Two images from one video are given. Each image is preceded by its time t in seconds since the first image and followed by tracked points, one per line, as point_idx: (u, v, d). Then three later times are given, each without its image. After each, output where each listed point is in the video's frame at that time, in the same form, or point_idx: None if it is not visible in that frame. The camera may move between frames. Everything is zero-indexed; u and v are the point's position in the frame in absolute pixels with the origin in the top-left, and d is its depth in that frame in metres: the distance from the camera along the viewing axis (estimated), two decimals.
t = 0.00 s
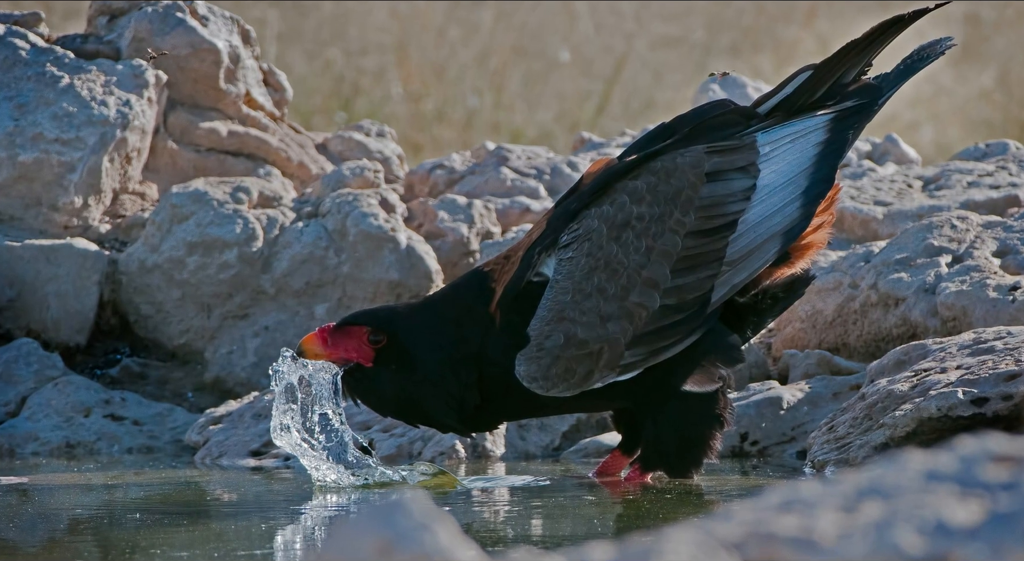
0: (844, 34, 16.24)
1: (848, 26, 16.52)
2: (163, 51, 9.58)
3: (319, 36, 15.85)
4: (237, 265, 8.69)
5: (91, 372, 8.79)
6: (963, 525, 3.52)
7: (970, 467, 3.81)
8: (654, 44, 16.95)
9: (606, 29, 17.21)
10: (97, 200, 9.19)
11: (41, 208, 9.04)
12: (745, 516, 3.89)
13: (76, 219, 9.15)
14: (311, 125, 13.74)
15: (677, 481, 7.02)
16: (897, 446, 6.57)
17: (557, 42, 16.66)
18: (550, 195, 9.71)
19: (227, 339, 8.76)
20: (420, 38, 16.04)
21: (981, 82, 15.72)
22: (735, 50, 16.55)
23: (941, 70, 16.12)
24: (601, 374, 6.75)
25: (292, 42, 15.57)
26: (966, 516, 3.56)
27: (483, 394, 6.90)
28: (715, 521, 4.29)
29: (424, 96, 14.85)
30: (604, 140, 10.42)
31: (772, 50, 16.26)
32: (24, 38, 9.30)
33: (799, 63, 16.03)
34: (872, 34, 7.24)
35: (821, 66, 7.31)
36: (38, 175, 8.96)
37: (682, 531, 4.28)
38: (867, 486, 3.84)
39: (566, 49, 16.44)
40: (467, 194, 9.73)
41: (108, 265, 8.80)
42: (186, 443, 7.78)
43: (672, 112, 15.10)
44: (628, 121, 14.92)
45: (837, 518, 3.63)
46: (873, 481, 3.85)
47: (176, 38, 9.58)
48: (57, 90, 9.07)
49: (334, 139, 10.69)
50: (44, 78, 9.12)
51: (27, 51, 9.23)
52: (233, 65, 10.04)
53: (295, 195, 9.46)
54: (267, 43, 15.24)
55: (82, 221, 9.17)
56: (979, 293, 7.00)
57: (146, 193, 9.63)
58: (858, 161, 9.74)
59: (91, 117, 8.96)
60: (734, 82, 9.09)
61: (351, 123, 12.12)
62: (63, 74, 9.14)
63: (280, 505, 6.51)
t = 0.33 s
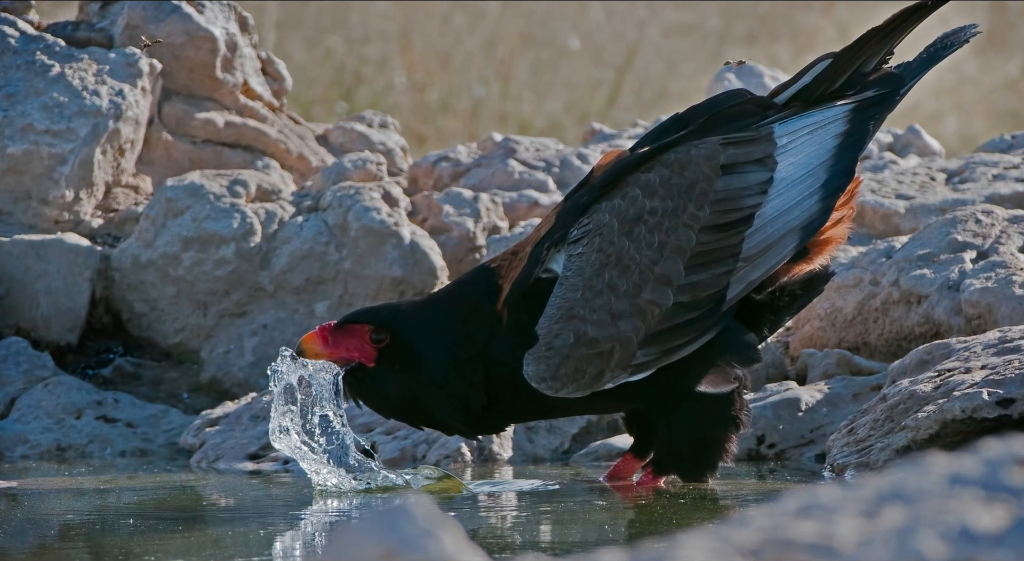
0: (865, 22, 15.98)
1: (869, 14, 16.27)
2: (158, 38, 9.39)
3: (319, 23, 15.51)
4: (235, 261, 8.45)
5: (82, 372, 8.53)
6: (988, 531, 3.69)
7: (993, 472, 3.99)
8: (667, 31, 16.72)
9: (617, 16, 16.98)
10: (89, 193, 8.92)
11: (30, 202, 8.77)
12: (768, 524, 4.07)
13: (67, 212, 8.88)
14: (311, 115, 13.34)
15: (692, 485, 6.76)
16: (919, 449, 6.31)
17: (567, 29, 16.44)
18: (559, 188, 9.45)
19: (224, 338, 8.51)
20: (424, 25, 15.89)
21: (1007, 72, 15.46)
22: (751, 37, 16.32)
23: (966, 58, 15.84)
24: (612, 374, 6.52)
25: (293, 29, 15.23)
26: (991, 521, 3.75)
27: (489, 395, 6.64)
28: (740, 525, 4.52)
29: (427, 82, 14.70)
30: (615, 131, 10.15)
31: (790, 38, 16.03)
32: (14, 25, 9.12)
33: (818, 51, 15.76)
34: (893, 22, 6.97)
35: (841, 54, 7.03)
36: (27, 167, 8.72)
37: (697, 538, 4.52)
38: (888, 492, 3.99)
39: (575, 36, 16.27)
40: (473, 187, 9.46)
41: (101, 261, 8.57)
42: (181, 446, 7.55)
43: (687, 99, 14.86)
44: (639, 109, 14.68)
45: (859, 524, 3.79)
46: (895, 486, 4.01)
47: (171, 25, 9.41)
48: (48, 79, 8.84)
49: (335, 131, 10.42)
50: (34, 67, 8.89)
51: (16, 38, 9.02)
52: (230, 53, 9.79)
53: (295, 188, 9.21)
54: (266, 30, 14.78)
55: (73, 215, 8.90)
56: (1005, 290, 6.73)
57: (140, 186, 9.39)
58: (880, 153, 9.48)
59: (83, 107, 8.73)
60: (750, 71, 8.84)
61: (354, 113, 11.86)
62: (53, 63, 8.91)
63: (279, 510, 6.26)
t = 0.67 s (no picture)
0: (885, 11, 15.69)
1: (890, 3, 15.99)
2: (152, 25, 9.16)
3: (320, 11, 15.27)
4: (232, 257, 8.20)
5: (73, 372, 8.28)
6: (1013, 538, 3.79)
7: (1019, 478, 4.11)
8: (682, 19, 16.48)
9: (629, 4, 16.74)
10: (81, 185, 8.69)
11: (19, 195, 8.52)
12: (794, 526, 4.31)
13: (58, 206, 8.64)
14: (311, 105, 13.10)
15: (707, 490, 6.51)
16: (943, 452, 6.04)
17: (577, 16, 16.26)
18: (569, 180, 9.19)
19: (221, 337, 8.27)
20: (428, 12, 15.59)
21: None
22: (769, 24, 16.05)
23: (991, 46, 15.59)
24: (624, 374, 6.27)
25: (292, 17, 14.99)
26: (1017, 527, 3.84)
27: (496, 396, 6.39)
28: (755, 534, 4.64)
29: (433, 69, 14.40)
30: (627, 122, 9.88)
31: (810, 26, 15.74)
32: (2, 11, 8.83)
33: (838, 39, 15.45)
34: (917, 8, 6.67)
35: (863, 42, 6.76)
36: (16, 159, 8.46)
37: (712, 547, 4.57)
38: (912, 496, 4.13)
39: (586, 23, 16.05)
40: (480, 180, 9.20)
41: (92, 257, 8.33)
42: (177, 449, 7.32)
43: (701, 90, 14.47)
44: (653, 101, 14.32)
45: (880, 531, 3.92)
46: (918, 492, 4.13)
47: (165, 12, 9.19)
48: (37, 67, 8.58)
49: (336, 121, 10.14)
50: (23, 55, 8.63)
51: (5, 26, 8.75)
52: (227, 41, 9.56)
53: (295, 181, 8.95)
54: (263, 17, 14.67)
55: (64, 208, 8.66)
56: None
57: (133, 178, 9.15)
58: (903, 144, 9.21)
59: (74, 97, 8.49)
60: (767, 59, 8.58)
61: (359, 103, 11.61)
62: (43, 51, 8.66)
63: (277, 516, 6.01)
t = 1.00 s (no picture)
0: None
1: None
2: (146, 11, 8.94)
3: None
4: (229, 252, 7.96)
5: (64, 372, 8.06)
6: None
7: None
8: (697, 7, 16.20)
9: None
10: (71, 178, 8.45)
11: (7, 188, 8.26)
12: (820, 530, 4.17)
13: (47, 199, 8.40)
14: (312, 94, 12.90)
15: (723, 495, 6.26)
16: (970, 456, 5.77)
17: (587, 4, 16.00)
18: (580, 173, 8.93)
19: (217, 336, 8.02)
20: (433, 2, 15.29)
21: None
22: (787, 12, 15.76)
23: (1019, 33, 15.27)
24: (637, 374, 6.03)
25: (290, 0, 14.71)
26: None
27: (504, 398, 6.13)
28: (775, 540, 4.50)
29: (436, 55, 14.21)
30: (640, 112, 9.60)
31: (829, 13, 15.43)
32: None
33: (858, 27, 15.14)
34: None
35: (886, 29, 6.46)
36: (4, 150, 8.21)
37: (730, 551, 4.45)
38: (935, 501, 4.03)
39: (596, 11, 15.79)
40: (487, 172, 8.95)
41: (83, 253, 8.10)
42: (171, 452, 7.12)
43: (717, 79, 14.00)
44: (667, 90, 13.99)
45: (903, 536, 3.82)
46: (943, 496, 4.04)
47: None
48: (26, 55, 8.34)
49: (336, 111, 9.86)
50: (11, 42, 8.37)
51: None
52: (223, 27, 9.33)
53: (294, 173, 8.69)
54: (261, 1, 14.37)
55: (53, 202, 8.42)
56: None
57: (126, 170, 8.92)
58: (927, 135, 8.96)
59: (64, 85, 8.26)
60: (786, 47, 8.36)
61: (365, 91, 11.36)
62: (32, 38, 8.41)
63: (276, 521, 5.75)
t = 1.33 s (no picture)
0: None
1: None
2: None
3: None
4: (225, 246, 7.71)
5: (53, 372, 7.82)
6: None
7: None
8: None
9: None
10: (60, 169, 8.23)
11: None
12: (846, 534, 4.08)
13: (36, 192, 8.18)
14: (312, 81, 12.63)
15: (741, 501, 6.00)
16: (998, 460, 5.49)
17: None
18: (592, 163, 8.67)
19: (213, 334, 7.78)
20: None
21: None
22: None
23: None
24: (652, 374, 5.79)
25: None
26: None
27: (513, 399, 5.87)
28: (796, 544, 4.45)
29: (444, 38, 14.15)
30: (655, 100, 9.32)
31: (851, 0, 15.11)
32: None
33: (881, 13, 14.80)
34: None
35: (910, 14, 6.19)
36: None
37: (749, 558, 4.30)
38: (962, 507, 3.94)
39: None
40: (494, 163, 8.68)
41: (73, 248, 7.86)
42: (165, 456, 6.88)
43: (735, 65, 13.64)
44: (683, 77, 13.69)
45: (928, 545, 3.73)
46: (971, 501, 3.96)
47: None
48: (13, 41, 8.09)
49: (337, 99, 9.59)
50: None
51: None
52: (219, 12, 9.00)
53: (293, 164, 8.43)
54: None
55: (42, 194, 8.21)
56: None
57: (118, 161, 8.70)
58: (954, 125, 8.70)
59: (53, 73, 8.00)
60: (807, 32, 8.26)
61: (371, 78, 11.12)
62: (20, 23, 8.18)
63: (274, 528, 5.48)
